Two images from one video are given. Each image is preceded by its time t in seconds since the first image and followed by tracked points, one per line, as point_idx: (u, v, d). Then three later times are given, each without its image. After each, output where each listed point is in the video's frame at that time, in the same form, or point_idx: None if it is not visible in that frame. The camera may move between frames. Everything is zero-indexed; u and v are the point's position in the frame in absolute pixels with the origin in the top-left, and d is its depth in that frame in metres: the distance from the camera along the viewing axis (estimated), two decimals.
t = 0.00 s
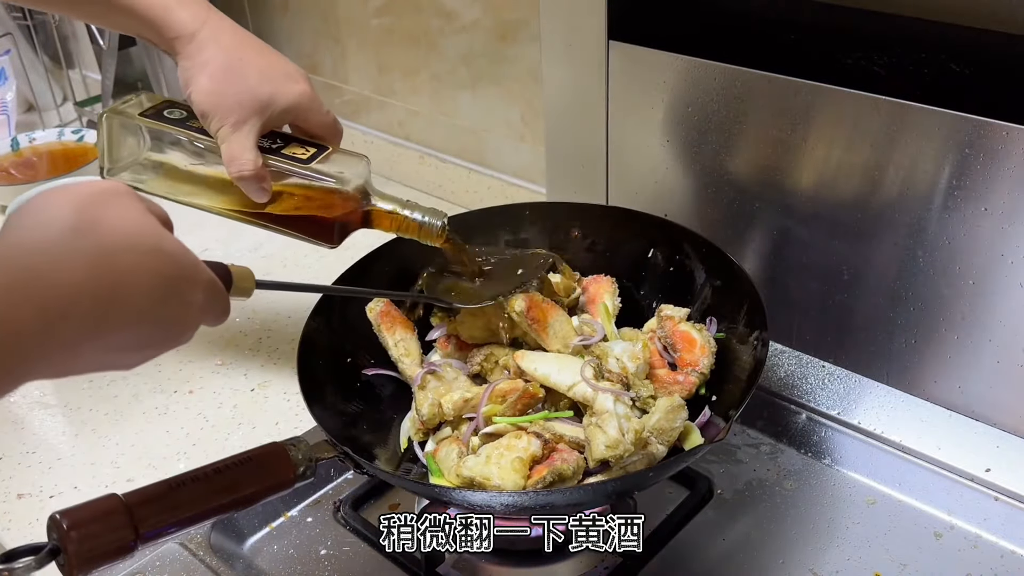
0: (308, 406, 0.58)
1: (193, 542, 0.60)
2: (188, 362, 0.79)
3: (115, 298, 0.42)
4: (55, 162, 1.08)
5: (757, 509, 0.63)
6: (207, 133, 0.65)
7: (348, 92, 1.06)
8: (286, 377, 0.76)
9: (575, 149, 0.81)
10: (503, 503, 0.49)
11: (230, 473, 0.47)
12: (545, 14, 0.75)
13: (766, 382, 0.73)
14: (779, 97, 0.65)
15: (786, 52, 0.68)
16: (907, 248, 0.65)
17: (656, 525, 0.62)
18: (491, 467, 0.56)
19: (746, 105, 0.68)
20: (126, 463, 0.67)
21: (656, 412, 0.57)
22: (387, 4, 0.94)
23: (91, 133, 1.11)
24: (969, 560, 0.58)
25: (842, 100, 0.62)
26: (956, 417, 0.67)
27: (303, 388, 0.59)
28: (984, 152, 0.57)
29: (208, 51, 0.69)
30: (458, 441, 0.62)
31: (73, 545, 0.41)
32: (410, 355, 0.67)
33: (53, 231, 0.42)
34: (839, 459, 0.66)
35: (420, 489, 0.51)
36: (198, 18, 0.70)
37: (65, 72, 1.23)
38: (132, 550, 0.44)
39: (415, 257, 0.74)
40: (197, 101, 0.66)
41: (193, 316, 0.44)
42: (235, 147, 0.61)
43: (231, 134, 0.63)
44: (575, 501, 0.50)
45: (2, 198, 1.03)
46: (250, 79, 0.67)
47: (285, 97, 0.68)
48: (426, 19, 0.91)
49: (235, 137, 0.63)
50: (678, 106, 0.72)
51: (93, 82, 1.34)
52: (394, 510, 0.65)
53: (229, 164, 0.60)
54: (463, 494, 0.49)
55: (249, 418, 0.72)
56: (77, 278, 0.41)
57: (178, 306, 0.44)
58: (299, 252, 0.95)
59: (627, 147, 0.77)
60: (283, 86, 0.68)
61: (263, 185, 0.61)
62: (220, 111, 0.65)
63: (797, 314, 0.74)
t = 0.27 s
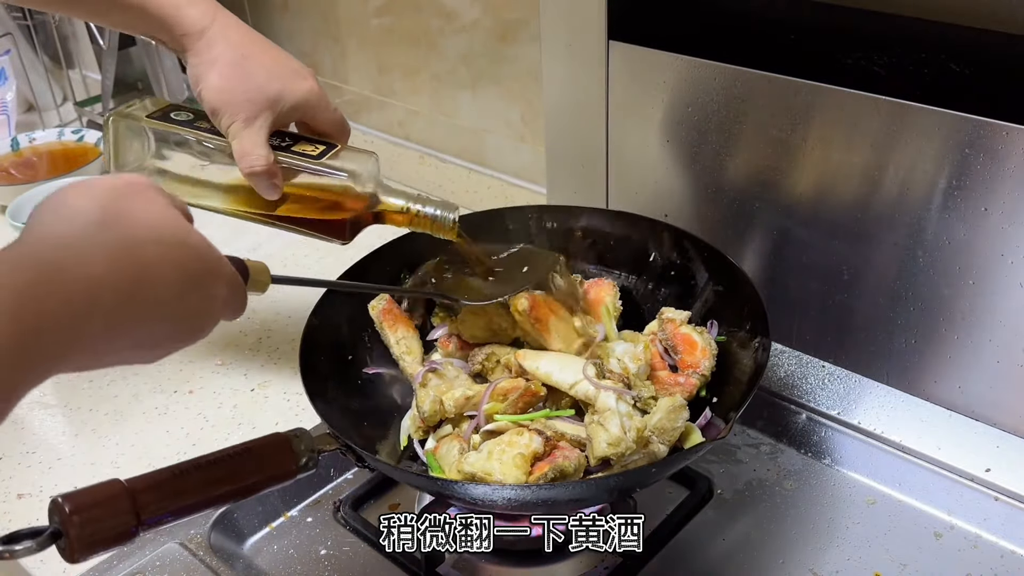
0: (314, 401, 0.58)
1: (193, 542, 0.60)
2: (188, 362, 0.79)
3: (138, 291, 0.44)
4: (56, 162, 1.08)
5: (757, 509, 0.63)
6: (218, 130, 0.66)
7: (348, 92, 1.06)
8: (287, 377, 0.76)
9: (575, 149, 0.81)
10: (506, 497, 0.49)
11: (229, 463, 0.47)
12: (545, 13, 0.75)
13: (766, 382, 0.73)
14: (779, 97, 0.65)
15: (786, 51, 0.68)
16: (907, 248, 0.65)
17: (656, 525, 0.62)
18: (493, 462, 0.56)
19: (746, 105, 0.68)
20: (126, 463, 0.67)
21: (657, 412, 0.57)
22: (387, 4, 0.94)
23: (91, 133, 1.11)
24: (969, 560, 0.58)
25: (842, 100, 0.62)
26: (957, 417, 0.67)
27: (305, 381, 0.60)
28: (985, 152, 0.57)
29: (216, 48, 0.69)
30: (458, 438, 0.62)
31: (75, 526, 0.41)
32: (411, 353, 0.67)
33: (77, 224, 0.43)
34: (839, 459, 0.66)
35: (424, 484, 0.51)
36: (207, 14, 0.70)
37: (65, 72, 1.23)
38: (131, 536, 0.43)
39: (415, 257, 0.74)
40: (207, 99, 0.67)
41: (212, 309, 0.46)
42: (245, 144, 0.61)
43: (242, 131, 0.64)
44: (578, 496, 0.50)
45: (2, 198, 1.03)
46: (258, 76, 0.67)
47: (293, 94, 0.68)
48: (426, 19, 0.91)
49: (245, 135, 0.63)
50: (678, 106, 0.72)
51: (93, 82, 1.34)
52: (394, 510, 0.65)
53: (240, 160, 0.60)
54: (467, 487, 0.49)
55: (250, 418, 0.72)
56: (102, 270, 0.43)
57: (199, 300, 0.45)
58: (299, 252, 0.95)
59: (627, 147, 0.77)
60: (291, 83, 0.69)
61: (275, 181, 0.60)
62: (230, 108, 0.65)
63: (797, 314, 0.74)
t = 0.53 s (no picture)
0: (319, 399, 0.58)
1: (193, 542, 0.60)
2: (189, 362, 0.79)
3: (225, 282, 0.48)
4: (56, 162, 1.08)
5: (757, 509, 0.63)
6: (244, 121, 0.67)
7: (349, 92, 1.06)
8: (287, 377, 0.76)
9: (575, 149, 0.81)
10: (508, 493, 0.49)
11: (233, 454, 0.47)
12: (545, 13, 0.75)
13: (766, 383, 0.73)
14: (779, 97, 0.65)
15: (786, 51, 0.68)
16: (907, 248, 0.65)
17: (656, 525, 0.62)
18: (495, 459, 0.56)
19: (745, 105, 0.68)
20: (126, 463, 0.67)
21: (658, 412, 0.58)
22: (387, 4, 0.94)
23: (91, 133, 1.11)
24: (968, 560, 0.58)
25: (842, 99, 0.62)
26: (956, 417, 0.67)
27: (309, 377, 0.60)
28: (985, 152, 0.57)
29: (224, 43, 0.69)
30: (459, 436, 0.61)
31: (76, 516, 0.42)
32: (413, 352, 0.67)
33: (171, 213, 0.46)
34: (839, 459, 0.66)
35: (426, 480, 0.51)
36: (208, 14, 0.70)
37: (64, 72, 1.23)
38: (132, 527, 0.44)
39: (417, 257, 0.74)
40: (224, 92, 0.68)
41: (286, 295, 0.52)
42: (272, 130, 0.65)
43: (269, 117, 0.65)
44: (580, 493, 0.50)
45: (2, 198, 1.03)
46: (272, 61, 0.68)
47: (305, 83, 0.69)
48: (426, 19, 0.91)
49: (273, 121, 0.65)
50: (677, 106, 0.72)
51: (93, 82, 1.34)
52: (394, 510, 0.65)
53: (273, 147, 0.64)
54: (468, 483, 0.49)
55: (250, 417, 0.72)
56: (197, 266, 0.46)
57: (277, 290, 0.51)
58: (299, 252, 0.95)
59: (627, 147, 0.77)
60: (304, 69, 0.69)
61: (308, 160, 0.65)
62: (251, 98, 0.66)
63: (797, 314, 0.74)
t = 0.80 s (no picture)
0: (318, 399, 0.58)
1: (193, 542, 0.60)
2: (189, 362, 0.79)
3: (264, 317, 0.41)
4: (56, 162, 1.08)
5: (757, 509, 0.63)
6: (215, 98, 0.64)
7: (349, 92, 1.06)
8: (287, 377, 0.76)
9: (575, 149, 0.81)
10: (508, 492, 0.49)
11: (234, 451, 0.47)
12: (546, 12, 0.75)
13: (766, 383, 0.73)
14: (779, 97, 0.65)
15: (787, 52, 0.68)
16: (907, 248, 0.65)
17: (656, 525, 0.62)
18: (495, 458, 0.56)
19: (746, 104, 0.68)
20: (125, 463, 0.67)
21: (658, 412, 0.58)
22: (387, 4, 0.94)
23: (91, 133, 1.11)
24: (968, 560, 0.58)
25: (842, 99, 0.62)
26: (956, 417, 0.67)
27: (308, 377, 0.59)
28: (985, 152, 0.57)
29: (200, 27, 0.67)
30: (460, 435, 0.61)
31: (77, 514, 0.42)
32: (413, 352, 0.68)
33: (203, 233, 0.40)
34: (839, 458, 0.66)
35: (427, 480, 0.51)
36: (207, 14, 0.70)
37: (65, 72, 1.23)
38: (132, 522, 0.43)
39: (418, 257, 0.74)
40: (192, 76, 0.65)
41: (335, 333, 0.43)
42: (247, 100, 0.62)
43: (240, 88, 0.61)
44: (581, 491, 0.50)
45: (3, 198, 1.03)
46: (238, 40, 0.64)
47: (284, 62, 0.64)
48: (426, 19, 0.91)
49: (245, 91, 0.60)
50: (678, 106, 0.72)
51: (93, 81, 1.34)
52: (394, 510, 0.65)
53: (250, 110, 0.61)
54: (469, 482, 0.49)
55: (250, 417, 0.72)
56: (222, 284, 0.39)
57: (322, 327, 0.43)
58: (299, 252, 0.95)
59: (627, 147, 0.77)
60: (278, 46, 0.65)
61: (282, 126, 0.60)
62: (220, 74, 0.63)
63: (797, 314, 0.74)
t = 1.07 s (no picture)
0: (319, 399, 0.58)
1: (193, 542, 0.60)
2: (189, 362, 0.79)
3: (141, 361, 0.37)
4: (56, 162, 1.08)
5: (757, 509, 0.63)
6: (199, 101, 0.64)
7: (349, 92, 1.06)
8: (287, 377, 0.76)
9: (575, 148, 0.81)
10: (508, 492, 0.49)
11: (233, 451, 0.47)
12: (546, 12, 0.75)
13: (766, 383, 0.73)
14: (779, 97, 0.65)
15: (787, 52, 0.68)
16: (906, 248, 0.65)
17: (656, 525, 0.62)
18: (496, 458, 0.56)
19: (745, 104, 0.68)
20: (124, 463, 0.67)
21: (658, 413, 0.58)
22: (387, 4, 0.94)
23: (91, 133, 1.11)
24: (968, 560, 0.58)
25: (842, 99, 0.62)
26: (956, 417, 0.67)
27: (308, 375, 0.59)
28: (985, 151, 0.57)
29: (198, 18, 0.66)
30: (460, 435, 0.61)
31: (77, 514, 0.42)
32: (412, 352, 0.68)
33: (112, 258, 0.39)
34: (840, 459, 0.66)
35: (427, 480, 0.51)
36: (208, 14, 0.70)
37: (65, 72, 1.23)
38: (132, 522, 0.43)
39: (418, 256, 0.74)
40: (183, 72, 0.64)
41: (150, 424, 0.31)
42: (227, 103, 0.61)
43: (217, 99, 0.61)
44: (581, 491, 0.50)
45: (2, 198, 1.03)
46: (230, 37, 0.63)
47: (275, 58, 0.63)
48: (426, 19, 0.91)
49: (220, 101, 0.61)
50: (677, 106, 0.72)
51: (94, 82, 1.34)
52: (394, 510, 0.65)
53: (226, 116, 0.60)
54: (469, 482, 0.49)
55: (249, 416, 0.72)
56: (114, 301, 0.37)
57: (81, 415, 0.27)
58: (299, 252, 0.95)
59: (627, 147, 0.77)
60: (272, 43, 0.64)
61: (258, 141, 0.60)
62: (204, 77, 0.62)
63: (797, 314, 0.74)
